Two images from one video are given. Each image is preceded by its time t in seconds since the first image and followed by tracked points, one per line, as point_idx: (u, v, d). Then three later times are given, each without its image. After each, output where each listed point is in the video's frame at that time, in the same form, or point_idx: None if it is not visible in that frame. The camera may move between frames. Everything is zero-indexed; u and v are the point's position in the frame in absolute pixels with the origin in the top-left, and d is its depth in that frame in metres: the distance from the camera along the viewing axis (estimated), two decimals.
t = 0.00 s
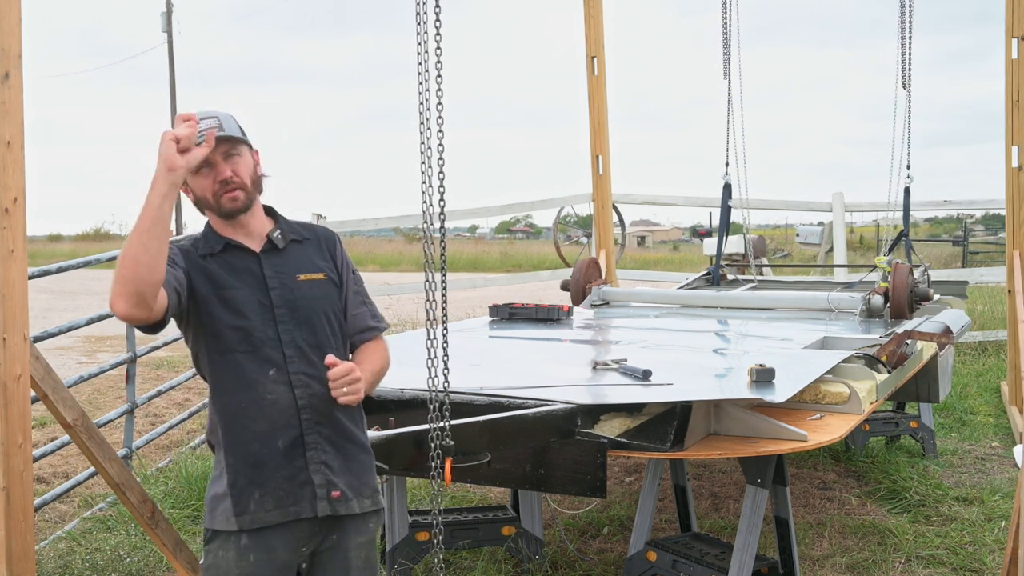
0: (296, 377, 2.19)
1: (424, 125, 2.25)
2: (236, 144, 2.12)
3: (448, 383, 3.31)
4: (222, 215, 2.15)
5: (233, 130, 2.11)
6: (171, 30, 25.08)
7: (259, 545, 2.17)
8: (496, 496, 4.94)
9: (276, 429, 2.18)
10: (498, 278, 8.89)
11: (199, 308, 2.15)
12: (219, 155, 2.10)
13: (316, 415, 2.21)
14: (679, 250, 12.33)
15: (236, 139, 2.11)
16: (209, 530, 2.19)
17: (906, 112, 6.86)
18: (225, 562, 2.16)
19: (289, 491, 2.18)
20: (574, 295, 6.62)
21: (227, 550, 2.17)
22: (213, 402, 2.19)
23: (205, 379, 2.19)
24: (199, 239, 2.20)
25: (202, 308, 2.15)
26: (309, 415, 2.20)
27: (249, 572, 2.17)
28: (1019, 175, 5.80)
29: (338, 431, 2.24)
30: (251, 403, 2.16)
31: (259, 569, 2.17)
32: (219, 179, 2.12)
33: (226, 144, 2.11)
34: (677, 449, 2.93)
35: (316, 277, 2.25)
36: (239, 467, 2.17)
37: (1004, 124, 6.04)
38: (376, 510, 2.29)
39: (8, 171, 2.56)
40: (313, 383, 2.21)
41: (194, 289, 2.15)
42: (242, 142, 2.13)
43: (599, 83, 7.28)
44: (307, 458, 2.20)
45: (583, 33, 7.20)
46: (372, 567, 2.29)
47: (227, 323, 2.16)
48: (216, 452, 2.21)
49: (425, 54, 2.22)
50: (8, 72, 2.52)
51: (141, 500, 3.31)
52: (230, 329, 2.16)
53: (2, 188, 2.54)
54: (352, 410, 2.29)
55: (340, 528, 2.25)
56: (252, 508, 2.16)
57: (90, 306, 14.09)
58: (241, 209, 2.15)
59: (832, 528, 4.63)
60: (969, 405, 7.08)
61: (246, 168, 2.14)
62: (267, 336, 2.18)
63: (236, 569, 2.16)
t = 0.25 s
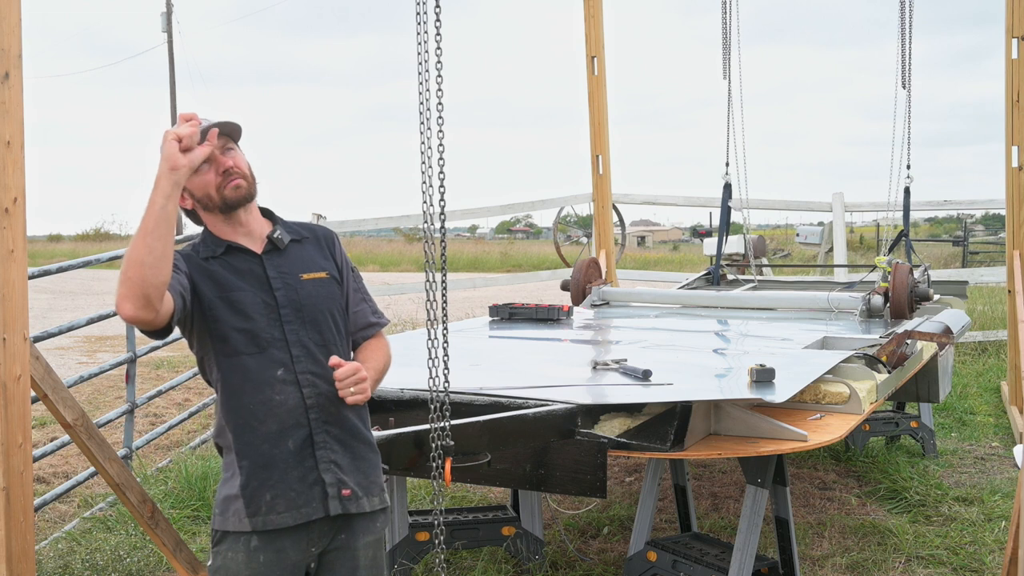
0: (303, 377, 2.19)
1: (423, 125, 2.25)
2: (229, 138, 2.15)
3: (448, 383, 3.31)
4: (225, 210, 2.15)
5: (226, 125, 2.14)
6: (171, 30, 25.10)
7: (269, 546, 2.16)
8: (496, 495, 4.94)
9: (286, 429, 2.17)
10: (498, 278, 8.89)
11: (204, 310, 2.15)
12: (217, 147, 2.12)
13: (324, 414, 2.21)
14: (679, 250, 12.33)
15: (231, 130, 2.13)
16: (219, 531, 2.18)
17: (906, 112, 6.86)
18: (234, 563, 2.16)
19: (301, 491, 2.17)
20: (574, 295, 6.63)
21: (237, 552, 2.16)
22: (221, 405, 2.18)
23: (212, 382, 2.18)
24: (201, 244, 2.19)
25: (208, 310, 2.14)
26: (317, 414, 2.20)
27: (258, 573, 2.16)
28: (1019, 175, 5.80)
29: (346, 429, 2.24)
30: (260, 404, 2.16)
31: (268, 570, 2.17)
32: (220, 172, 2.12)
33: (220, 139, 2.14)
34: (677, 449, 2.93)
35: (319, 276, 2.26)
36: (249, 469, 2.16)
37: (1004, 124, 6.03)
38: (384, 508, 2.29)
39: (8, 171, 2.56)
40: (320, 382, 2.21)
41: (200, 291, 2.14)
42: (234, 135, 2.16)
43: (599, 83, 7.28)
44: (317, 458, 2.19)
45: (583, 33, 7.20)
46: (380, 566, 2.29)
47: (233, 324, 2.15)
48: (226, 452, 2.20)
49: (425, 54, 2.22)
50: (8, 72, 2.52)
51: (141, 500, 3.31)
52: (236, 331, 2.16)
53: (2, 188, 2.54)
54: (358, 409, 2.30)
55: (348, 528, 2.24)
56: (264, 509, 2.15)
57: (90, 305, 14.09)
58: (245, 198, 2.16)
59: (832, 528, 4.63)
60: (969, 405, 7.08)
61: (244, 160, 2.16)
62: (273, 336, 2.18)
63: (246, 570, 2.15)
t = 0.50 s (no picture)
0: (305, 378, 2.19)
1: (423, 126, 2.25)
2: (230, 143, 2.15)
3: (448, 383, 3.31)
4: (225, 216, 2.15)
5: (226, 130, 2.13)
6: (171, 30, 25.10)
7: (271, 545, 2.16)
8: (496, 495, 4.94)
9: (288, 430, 2.17)
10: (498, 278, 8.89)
11: (206, 313, 2.15)
12: (217, 154, 2.11)
13: (326, 415, 2.21)
14: (680, 250, 12.33)
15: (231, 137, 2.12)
16: (221, 532, 2.18)
17: (906, 112, 6.85)
18: (236, 563, 2.16)
19: (304, 493, 2.17)
20: (574, 295, 6.63)
21: (239, 552, 2.16)
22: (223, 407, 2.18)
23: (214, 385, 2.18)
24: (201, 245, 2.19)
25: (209, 313, 2.15)
26: (319, 416, 2.20)
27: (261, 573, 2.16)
28: (1019, 176, 5.80)
29: (349, 430, 2.24)
30: (262, 406, 2.16)
31: (270, 570, 2.17)
32: (219, 178, 2.12)
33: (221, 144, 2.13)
34: (677, 449, 2.93)
35: (321, 276, 2.26)
36: (252, 470, 2.16)
37: (1004, 124, 6.03)
38: (387, 508, 2.29)
39: (8, 171, 2.56)
40: (322, 384, 2.21)
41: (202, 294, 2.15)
42: (235, 141, 2.16)
43: (599, 83, 7.28)
44: (319, 459, 2.19)
45: (583, 33, 7.20)
46: (382, 566, 2.29)
47: (235, 326, 2.16)
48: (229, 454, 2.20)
49: (425, 54, 2.22)
50: (8, 72, 2.52)
51: (141, 500, 3.31)
52: (238, 333, 2.16)
53: (2, 188, 2.54)
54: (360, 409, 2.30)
55: (350, 528, 2.24)
56: (268, 510, 2.14)
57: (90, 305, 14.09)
58: (245, 206, 2.16)
59: (832, 528, 4.63)
60: (969, 405, 7.08)
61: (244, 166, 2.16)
62: (275, 338, 2.18)
63: (248, 570, 2.16)
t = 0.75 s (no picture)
0: (309, 381, 2.19)
1: (422, 126, 2.25)
2: (236, 145, 2.16)
3: (448, 383, 3.31)
4: (231, 217, 2.16)
5: (232, 130, 2.16)
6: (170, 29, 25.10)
7: (272, 546, 2.16)
8: (496, 495, 4.94)
9: (291, 433, 2.17)
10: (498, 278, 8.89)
11: (210, 315, 2.15)
12: (221, 155, 2.13)
13: (330, 418, 2.21)
14: (680, 250, 12.33)
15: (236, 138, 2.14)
16: (222, 532, 2.18)
17: (906, 112, 6.86)
18: (237, 563, 2.16)
19: (307, 495, 2.17)
20: (573, 295, 6.62)
21: (241, 553, 2.16)
22: (227, 408, 2.18)
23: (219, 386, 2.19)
24: (206, 243, 2.20)
25: (213, 316, 2.15)
26: (323, 418, 2.20)
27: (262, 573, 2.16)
28: (1019, 176, 5.80)
29: (353, 432, 2.24)
30: (265, 408, 2.16)
31: (271, 570, 2.17)
32: (224, 179, 2.13)
33: (226, 146, 2.14)
34: (677, 449, 2.93)
35: (325, 278, 2.26)
36: (255, 473, 2.16)
37: (1004, 124, 6.03)
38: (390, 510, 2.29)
39: (8, 171, 2.56)
40: (325, 387, 2.21)
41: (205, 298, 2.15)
42: (242, 142, 2.17)
43: (599, 84, 7.28)
44: (323, 462, 2.19)
45: (583, 33, 7.20)
46: (383, 566, 2.28)
47: (238, 329, 2.16)
48: (230, 455, 2.20)
49: (424, 55, 2.22)
50: (8, 72, 2.52)
51: (141, 500, 3.32)
52: (241, 335, 2.16)
53: (2, 188, 2.54)
54: (365, 411, 2.29)
55: (352, 528, 2.24)
56: (271, 512, 2.15)
57: (90, 305, 14.09)
58: (247, 207, 2.16)
59: (832, 528, 4.63)
60: (969, 405, 7.08)
61: (250, 167, 2.16)
62: (279, 341, 2.18)
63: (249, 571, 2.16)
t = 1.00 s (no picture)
0: (314, 380, 2.19)
1: (421, 125, 2.25)
2: (242, 143, 2.16)
3: (448, 383, 3.31)
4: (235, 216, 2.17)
5: (238, 128, 2.16)
6: (170, 29, 25.08)
7: (278, 546, 2.16)
8: (496, 495, 4.94)
9: (297, 432, 2.18)
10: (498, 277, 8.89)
11: (215, 319, 2.16)
12: (226, 154, 2.13)
13: (336, 416, 2.21)
14: (679, 250, 12.33)
15: (242, 136, 2.14)
16: (228, 532, 2.18)
17: (906, 112, 6.86)
18: (243, 564, 2.16)
19: (314, 494, 2.17)
20: (574, 295, 6.62)
21: (247, 552, 2.16)
22: (235, 409, 2.20)
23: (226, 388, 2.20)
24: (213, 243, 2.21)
25: (218, 319, 2.16)
26: (328, 417, 2.20)
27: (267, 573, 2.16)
28: (1019, 176, 5.80)
29: (360, 430, 2.23)
30: (271, 408, 2.17)
31: (277, 570, 2.16)
32: (228, 179, 2.14)
33: (232, 145, 2.15)
34: (677, 449, 2.93)
35: (329, 275, 2.25)
36: (262, 472, 2.17)
37: (1004, 124, 6.03)
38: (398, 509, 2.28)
39: (8, 171, 2.56)
40: (331, 385, 2.21)
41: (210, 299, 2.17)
42: (248, 140, 2.16)
43: (599, 83, 7.28)
44: (328, 460, 2.19)
45: (583, 33, 7.20)
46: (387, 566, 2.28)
47: (243, 331, 2.17)
48: (237, 456, 2.20)
49: (422, 55, 2.22)
50: (8, 72, 2.52)
51: (141, 500, 3.32)
52: (246, 337, 2.17)
53: (2, 188, 2.54)
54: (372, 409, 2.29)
55: (356, 527, 2.24)
56: (276, 511, 2.15)
57: (90, 305, 14.10)
58: (251, 207, 2.17)
59: (832, 528, 4.63)
60: (969, 405, 7.08)
61: (256, 167, 2.16)
62: (284, 340, 2.18)
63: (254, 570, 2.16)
